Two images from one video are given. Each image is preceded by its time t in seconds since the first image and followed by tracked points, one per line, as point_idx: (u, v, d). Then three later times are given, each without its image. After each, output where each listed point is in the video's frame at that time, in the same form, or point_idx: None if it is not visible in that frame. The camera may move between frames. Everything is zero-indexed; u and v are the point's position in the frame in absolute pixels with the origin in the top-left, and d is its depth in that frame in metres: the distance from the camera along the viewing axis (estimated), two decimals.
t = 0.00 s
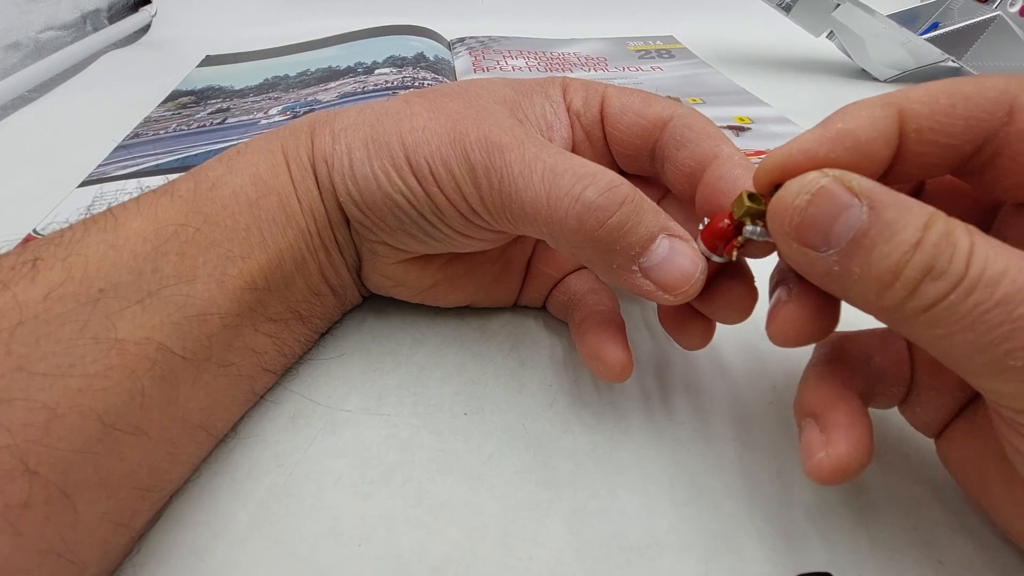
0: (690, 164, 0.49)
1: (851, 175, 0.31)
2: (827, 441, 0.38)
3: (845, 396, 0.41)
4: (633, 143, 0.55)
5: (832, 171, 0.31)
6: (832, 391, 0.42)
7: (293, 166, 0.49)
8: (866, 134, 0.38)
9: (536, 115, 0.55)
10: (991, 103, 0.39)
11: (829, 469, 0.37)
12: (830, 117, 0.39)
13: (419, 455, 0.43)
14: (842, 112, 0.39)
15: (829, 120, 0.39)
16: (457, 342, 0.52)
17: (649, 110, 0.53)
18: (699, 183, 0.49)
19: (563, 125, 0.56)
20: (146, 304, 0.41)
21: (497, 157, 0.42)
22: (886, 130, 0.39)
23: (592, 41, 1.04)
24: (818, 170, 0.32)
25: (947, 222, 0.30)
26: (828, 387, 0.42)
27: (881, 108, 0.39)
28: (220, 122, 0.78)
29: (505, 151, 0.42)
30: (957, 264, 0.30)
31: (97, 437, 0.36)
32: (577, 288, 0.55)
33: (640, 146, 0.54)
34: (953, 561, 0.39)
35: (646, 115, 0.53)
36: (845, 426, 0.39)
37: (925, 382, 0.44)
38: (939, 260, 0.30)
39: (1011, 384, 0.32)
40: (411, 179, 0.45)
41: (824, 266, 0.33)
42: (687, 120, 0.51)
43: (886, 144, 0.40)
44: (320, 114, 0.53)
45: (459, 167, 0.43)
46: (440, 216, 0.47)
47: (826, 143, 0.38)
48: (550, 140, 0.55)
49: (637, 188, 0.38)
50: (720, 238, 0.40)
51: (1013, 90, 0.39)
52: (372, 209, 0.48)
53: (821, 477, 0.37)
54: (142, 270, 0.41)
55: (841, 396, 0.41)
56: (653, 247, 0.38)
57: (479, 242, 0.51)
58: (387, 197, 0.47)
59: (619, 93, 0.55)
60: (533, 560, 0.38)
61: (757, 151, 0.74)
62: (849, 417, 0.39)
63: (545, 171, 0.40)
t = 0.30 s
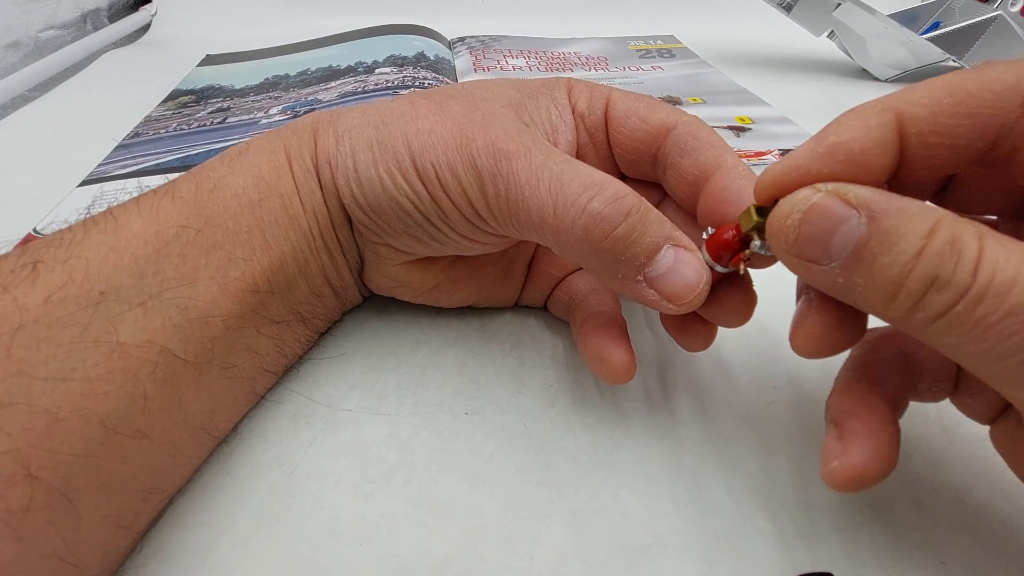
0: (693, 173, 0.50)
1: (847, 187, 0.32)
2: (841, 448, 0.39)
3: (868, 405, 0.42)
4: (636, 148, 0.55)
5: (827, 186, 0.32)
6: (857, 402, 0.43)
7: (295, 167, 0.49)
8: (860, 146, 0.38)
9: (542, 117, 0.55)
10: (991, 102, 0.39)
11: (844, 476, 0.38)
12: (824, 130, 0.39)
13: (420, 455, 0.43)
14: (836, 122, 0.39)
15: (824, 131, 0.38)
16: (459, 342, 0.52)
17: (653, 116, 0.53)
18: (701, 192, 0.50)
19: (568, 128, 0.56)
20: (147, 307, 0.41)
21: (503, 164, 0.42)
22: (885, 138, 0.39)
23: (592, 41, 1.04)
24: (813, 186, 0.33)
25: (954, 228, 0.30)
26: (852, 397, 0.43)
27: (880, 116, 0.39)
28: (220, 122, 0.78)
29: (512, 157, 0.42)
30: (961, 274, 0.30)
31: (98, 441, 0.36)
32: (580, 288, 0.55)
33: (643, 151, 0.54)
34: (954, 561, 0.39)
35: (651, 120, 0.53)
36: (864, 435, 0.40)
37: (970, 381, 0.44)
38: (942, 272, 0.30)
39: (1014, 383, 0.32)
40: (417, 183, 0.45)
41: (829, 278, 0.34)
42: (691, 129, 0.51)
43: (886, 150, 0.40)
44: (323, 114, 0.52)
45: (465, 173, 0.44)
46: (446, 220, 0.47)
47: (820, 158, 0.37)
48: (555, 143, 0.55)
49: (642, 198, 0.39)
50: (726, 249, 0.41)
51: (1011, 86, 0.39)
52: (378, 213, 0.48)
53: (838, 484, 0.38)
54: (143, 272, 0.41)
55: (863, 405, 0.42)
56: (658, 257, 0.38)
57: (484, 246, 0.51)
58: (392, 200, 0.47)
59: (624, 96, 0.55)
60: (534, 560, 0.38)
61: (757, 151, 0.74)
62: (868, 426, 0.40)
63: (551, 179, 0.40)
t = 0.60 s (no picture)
0: (692, 180, 0.50)
1: (833, 210, 0.33)
2: (847, 452, 0.40)
3: (880, 408, 0.43)
4: (636, 152, 0.55)
5: (812, 212, 0.34)
6: (868, 408, 0.43)
7: (297, 169, 0.49)
8: (846, 170, 0.38)
9: (546, 122, 0.55)
10: (990, 100, 0.39)
11: (845, 475, 0.39)
12: (810, 153, 0.39)
13: (420, 455, 0.43)
14: (825, 145, 0.39)
15: (811, 156, 0.38)
16: (459, 342, 0.52)
17: (654, 120, 0.53)
18: (701, 200, 0.50)
19: (572, 132, 0.56)
20: (147, 311, 0.41)
21: (511, 174, 0.42)
22: (877, 158, 0.39)
23: (592, 41, 1.04)
24: (798, 212, 0.34)
25: (948, 242, 0.30)
26: (865, 400, 0.44)
27: (870, 138, 0.39)
28: (220, 122, 0.78)
29: (520, 169, 0.42)
30: (956, 293, 0.30)
31: (98, 445, 0.36)
32: (580, 289, 0.55)
33: (643, 157, 0.55)
34: (954, 561, 0.39)
35: (651, 125, 0.53)
36: (868, 437, 0.41)
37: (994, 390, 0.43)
38: (935, 291, 0.31)
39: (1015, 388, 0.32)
40: (423, 191, 0.46)
41: (827, 299, 0.35)
42: (691, 134, 0.52)
43: (880, 169, 0.39)
44: (325, 116, 0.53)
45: (472, 181, 0.44)
46: (451, 226, 0.48)
47: (804, 185, 0.37)
48: (559, 148, 0.55)
49: (645, 214, 0.39)
50: (728, 264, 0.41)
51: (1003, 101, 0.39)
52: (382, 220, 0.48)
53: (839, 483, 0.39)
54: (142, 275, 0.41)
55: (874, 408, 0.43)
56: (660, 272, 0.39)
57: (489, 252, 0.51)
58: (398, 206, 0.47)
59: (626, 100, 0.55)
60: (535, 560, 0.38)
61: (757, 152, 0.74)
62: (874, 429, 0.41)
63: (557, 194, 0.40)
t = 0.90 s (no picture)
0: (692, 184, 0.50)
1: (833, 220, 0.34)
2: (850, 453, 0.41)
3: (887, 409, 0.43)
4: (636, 154, 0.55)
5: (813, 223, 0.34)
6: (875, 407, 0.43)
7: (298, 169, 0.49)
8: (844, 181, 0.38)
9: (547, 126, 0.55)
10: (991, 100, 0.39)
11: (849, 474, 0.39)
12: (809, 167, 0.39)
13: (420, 455, 0.43)
14: (821, 158, 0.39)
15: (807, 170, 0.39)
16: (459, 342, 0.52)
17: (654, 122, 0.53)
18: (700, 204, 0.50)
19: (573, 135, 0.56)
20: (147, 310, 0.41)
21: (517, 178, 0.42)
22: (875, 170, 0.39)
23: (592, 41, 1.04)
24: (799, 223, 0.35)
25: (950, 249, 0.30)
26: (873, 401, 0.44)
27: (868, 152, 0.39)
28: (220, 122, 0.78)
29: (526, 173, 0.42)
30: (960, 301, 0.30)
31: (97, 445, 0.36)
32: (581, 288, 0.55)
33: (643, 160, 0.55)
34: (954, 561, 0.39)
35: (651, 127, 0.53)
36: (873, 437, 0.41)
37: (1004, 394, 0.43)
38: (939, 300, 0.31)
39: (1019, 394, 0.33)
40: (428, 194, 0.46)
41: (831, 307, 0.35)
42: (691, 137, 0.52)
43: (879, 181, 0.39)
44: (325, 116, 0.53)
45: (478, 185, 0.44)
46: (455, 229, 0.48)
47: (803, 197, 0.38)
48: (562, 152, 0.55)
49: (648, 219, 0.40)
50: (732, 271, 0.41)
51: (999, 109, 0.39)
52: (385, 222, 0.48)
53: (842, 482, 0.40)
54: (142, 274, 0.41)
55: (881, 408, 0.43)
56: (662, 275, 0.39)
57: (493, 255, 0.52)
58: (402, 208, 0.47)
59: (626, 101, 0.56)
60: (535, 560, 0.38)
61: (757, 152, 0.74)
62: (878, 429, 0.41)
63: (562, 199, 0.40)
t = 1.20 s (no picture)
0: (694, 184, 0.50)
1: (828, 227, 0.34)
2: (850, 455, 0.41)
3: (886, 410, 0.43)
4: (637, 155, 0.55)
5: (810, 230, 0.34)
6: (874, 408, 0.43)
7: (298, 169, 0.49)
8: (838, 188, 0.38)
9: (547, 128, 0.54)
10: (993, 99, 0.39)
11: (850, 477, 0.40)
12: (801, 173, 0.39)
13: (420, 455, 0.43)
14: (813, 165, 0.39)
15: (800, 176, 0.39)
16: (459, 343, 0.52)
17: (654, 123, 0.53)
18: (701, 204, 0.50)
19: (573, 138, 0.56)
20: (146, 311, 0.41)
21: (522, 182, 0.42)
22: (867, 175, 0.39)
23: (592, 41, 1.04)
24: (794, 231, 0.35)
25: (945, 253, 0.31)
26: (871, 402, 0.44)
27: (860, 157, 0.39)
28: (220, 122, 0.78)
29: (532, 177, 0.42)
30: (956, 304, 0.30)
31: (97, 445, 0.36)
32: (583, 289, 0.55)
33: (643, 161, 0.55)
34: (955, 561, 0.39)
35: (651, 128, 0.53)
36: (873, 439, 0.41)
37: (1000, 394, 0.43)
38: (937, 304, 0.31)
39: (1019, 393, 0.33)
40: (431, 195, 0.46)
41: (830, 313, 0.35)
42: (692, 137, 0.52)
43: (870, 186, 0.39)
44: (325, 116, 0.53)
45: (482, 188, 0.44)
46: (458, 231, 0.48)
47: (797, 204, 0.38)
48: (562, 155, 0.55)
49: (649, 225, 0.40)
50: (732, 274, 0.42)
51: (992, 112, 0.39)
52: (387, 224, 0.48)
53: (842, 484, 0.40)
54: (142, 274, 0.41)
55: (880, 409, 0.43)
56: (662, 278, 0.39)
57: (495, 257, 0.52)
58: (404, 209, 0.47)
59: (626, 102, 0.56)
60: (535, 560, 0.38)
61: (757, 152, 0.74)
62: (877, 431, 0.41)
63: (567, 205, 0.40)
